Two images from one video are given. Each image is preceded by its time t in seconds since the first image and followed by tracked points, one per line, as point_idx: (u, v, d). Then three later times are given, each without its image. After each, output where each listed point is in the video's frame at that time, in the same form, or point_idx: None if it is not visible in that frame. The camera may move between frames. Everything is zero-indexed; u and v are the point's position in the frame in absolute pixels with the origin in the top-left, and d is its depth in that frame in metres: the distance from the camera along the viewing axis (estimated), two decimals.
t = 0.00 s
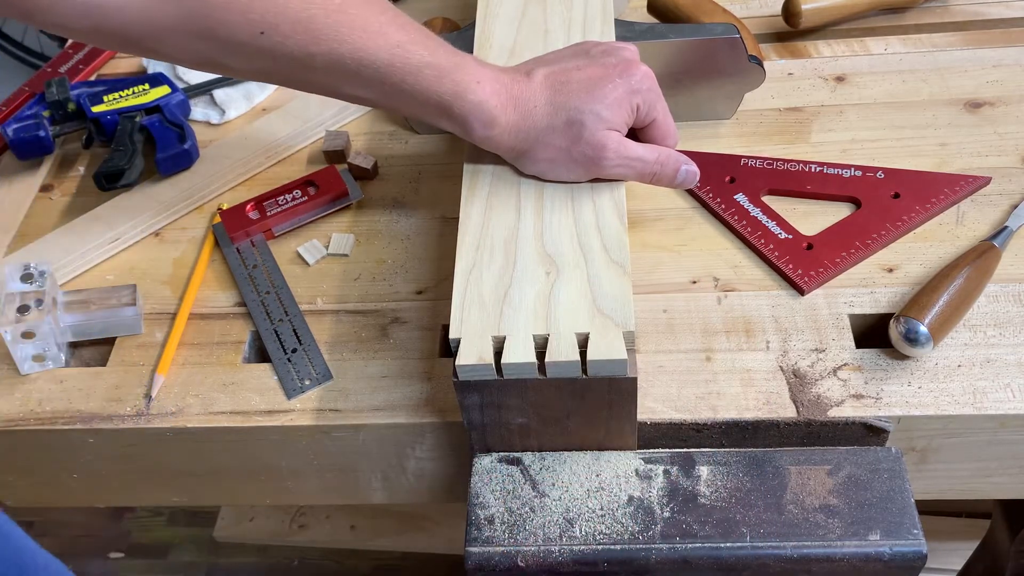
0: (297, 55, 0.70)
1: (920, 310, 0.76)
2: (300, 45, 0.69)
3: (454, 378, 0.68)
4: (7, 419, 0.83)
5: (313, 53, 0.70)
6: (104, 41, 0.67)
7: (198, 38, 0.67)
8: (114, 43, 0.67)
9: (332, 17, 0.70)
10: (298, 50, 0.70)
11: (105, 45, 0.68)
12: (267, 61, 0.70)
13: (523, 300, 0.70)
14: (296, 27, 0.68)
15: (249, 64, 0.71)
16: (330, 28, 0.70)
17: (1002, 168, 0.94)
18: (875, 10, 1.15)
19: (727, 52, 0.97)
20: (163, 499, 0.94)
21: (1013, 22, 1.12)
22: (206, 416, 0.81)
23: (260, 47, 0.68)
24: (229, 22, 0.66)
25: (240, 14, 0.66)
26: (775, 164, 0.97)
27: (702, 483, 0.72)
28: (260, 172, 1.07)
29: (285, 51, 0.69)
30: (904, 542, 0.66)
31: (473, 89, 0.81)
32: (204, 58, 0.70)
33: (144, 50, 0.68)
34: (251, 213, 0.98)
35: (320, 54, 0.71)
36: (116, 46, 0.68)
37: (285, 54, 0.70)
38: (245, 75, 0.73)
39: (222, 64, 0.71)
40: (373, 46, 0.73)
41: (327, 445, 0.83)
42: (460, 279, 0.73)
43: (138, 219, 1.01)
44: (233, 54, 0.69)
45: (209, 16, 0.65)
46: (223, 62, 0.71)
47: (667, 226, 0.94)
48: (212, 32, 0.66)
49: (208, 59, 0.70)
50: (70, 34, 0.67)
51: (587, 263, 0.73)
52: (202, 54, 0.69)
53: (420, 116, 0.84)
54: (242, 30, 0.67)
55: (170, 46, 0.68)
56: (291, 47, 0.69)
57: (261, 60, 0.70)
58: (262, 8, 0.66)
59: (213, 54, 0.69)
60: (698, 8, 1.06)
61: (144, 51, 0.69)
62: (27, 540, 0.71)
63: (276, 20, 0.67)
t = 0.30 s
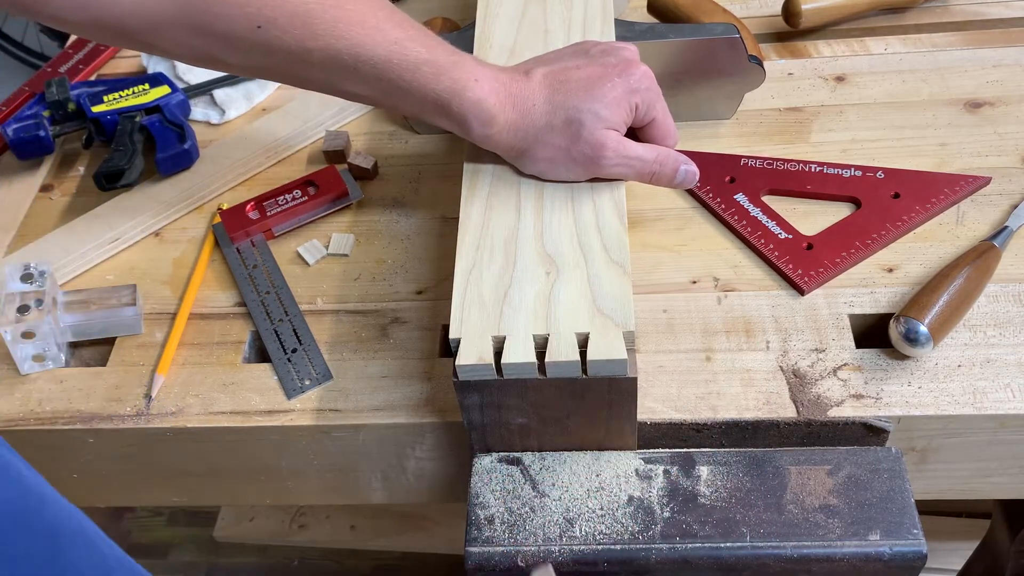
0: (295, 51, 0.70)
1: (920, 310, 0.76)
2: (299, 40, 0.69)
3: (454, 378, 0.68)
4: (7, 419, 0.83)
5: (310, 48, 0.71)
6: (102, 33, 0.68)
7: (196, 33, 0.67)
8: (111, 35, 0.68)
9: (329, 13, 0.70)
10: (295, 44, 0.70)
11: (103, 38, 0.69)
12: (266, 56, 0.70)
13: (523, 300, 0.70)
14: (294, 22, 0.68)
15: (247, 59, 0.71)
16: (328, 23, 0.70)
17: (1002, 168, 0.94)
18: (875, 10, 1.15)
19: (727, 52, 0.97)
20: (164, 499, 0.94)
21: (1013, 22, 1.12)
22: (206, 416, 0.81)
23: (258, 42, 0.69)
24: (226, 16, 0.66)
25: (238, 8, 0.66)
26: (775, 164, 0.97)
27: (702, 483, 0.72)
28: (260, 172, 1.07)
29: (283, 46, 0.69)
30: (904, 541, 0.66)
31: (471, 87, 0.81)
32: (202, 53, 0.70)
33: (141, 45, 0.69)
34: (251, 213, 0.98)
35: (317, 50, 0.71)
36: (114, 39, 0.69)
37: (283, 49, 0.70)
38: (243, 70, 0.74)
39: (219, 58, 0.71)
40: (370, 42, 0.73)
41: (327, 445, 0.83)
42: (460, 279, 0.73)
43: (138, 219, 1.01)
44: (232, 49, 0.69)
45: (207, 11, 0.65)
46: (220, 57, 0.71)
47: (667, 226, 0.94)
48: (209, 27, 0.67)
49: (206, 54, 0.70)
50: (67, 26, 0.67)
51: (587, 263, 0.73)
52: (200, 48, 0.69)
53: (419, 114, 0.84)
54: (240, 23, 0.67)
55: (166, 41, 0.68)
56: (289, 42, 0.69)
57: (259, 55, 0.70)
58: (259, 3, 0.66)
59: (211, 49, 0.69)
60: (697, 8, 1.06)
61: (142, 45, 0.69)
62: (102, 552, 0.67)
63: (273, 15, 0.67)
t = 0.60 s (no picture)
0: (300, 48, 0.70)
1: (920, 310, 0.76)
2: (305, 37, 0.69)
3: (454, 378, 0.68)
4: (7, 419, 0.83)
5: (316, 45, 0.70)
6: (107, 25, 0.68)
7: (201, 27, 0.67)
8: (117, 28, 0.68)
9: (338, 10, 0.70)
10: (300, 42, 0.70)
11: (108, 30, 0.69)
12: (271, 52, 0.70)
13: (523, 300, 0.70)
14: (301, 19, 0.68)
15: (253, 55, 0.71)
16: (334, 21, 0.70)
17: (1002, 168, 0.94)
18: (875, 10, 1.15)
19: (727, 52, 0.97)
20: (163, 499, 0.94)
21: (1012, 22, 1.12)
22: (206, 416, 0.81)
23: (264, 38, 0.69)
24: (232, 12, 0.66)
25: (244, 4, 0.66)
26: (775, 164, 0.97)
27: (702, 483, 0.72)
28: (260, 172, 1.07)
29: (289, 43, 0.69)
30: (904, 541, 0.66)
31: (474, 87, 0.81)
32: (208, 47, 0.70)
33: (147, 38, 0.69)
34: (251, 213, 0.98)
35: (324, 47, 0.71)
36: (122, 32, 0.69)
37: (289, 46, 0.70)
38: (249, 66, 0.74)
39: (225, 54, 0.71)
40: (377, 41, 0.73)
41: (327, 445, 0.83)
42: (460, 279, 0.73)
43: (137, 219, 1.01)
44: (237, 45, 0.69)
45: (213, 5, 0.65)
46: (227, 52, 0.71)
47: (667, 226, 0.94)
48: (217, 21, 0.67)
49: (212, 49, 0.70)
50: (72, 18, 0.67)
51: (587, 263, 0.73)
52: (206, 43, 0.69)
53: (421, 113, 0.84)
54: (245, 20, 0.67)
55: (172, 35, 0.68)
56: (295, 39, 0.69)
57: (264, 51, 0.70)
58: None
59: (218, 44, 0.69)
60: (697, 8, 1.06)
61: (148, 38, 0.69)
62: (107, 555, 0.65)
63: (282, 11, 0.67)
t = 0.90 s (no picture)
0: (300, 47, 0.70)
1: (920, 310, 0.76)
2: (306, 36, 0.69)
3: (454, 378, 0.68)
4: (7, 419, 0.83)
5: (317, 44, 0.70)
6: (109, 24, 0.68)
7: (202, 26, 0.67)
8: (119, 26, 0.68)
9: (339, 9, 0.70)
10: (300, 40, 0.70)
11: (111, 29, 0.69)
12: (272, 51, 0.70)
13: (523, 300, 0.70)
14: (303, 17, 0.68)
15: (254, 54, 0.71)
16: (335, 20, 0.70)
17: (1002, 168, 0.94)
18: (875, 10, 1.15)
19: (728, 52, 0.97)
20: (163, 499, 0.94)
21: (1012, 22, 1.12)
22: (206, 416, 0.81)
23: (264, 37, 0.69)
24: (232, 10, 0.66)
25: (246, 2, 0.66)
26: (775, 164, 0.97)
27: (702, 483, 0.72)
28: (260, 172, 1.07)
29: (290, 42, 0.69)
30: (904, 541, 0.66)
31: (475, 86, 0.81)
32: (209, 45, 0.70)
33: (148, 37, 0.69)
34: (251, 213, 0.98)
35: (325, 46, 0.71)
36: (124, 30, 0.69)
37: (289, 45, 0.70)
38: (249, 65, 0.74)
39: (226, 53, 0.71)
40: (378, 40, 0.73)
41: (328, 445, 0.83)
42: (460, 279, 0.73)
43: (137, 219, 1.01)
44: (238, 43, 0.69)
45: (215, 4, 0.65)
46: (227, 51, 0.71)
47: (666, 226, 0.94)
48: (218, 20, 0.67)
49: (212, 48, 0.70)
50: (75, 16, 0.68)
51: (587, 263, 0.73)
52: (206, 41, 0.69)
53: (421, 113, 0.84)
54: (245, 18, 0.67)
55: (173, 33, 0.68)
56: (296, 37, 0.69)
57: (266, 50, 0.70)
58: None
59: (219, 43, 0.69)
60: (698, 8, 1.06)
61: (149, 35, 0.69)
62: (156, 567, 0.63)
63: (283, 10, 0.67)
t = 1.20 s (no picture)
0: (291, 51, 0.70)
1: (920, 310, 0.76)
2: (295, 40, 0.70)
3: (455, 378, 0.68)
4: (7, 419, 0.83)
5: (306, 49, 0.71)
6: (97, 36, 0.68)
7: (191, 34, 0.67)
8: (106, 38, 0.68)
9: (327, 12, 0.70)
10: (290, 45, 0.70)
11: (97, 41, 0.69)
12: (263, 57, 0.71)
13: (523, 300, 0.70)
14: (290, 22, 0.68)
15: (244, 61, 0.71)
16: (324, 24, 0.70)
17: (1002, 168, 0.94)
18: (875, 10, 1.15)
19: (728, 52, 0.97)
20: (164, 499, 0.94)
21: (1012, 21, 1.12)
22: (206, 416, 0.81)
23: (254, 43, 0.69)
24: (222, 16, 0.66)
25: (232, 7, 0.66)
26: (775, 164, 0.97)
27: (702, 483, 0.72)
28: (260, 172, 1.07)
29: (279, 47, 0.70)
30: (904, 542, 0.66)
31: (470, 87, 0.81)
32: (197, 54, 0.70)
33: (137, 47, 0.69)
34: (251, 213, 0.98)
35: (314, 50, 0.71)
36: (111, 41, 0.69)
37: (280, 49, 0.70)
38: (239, 73, 0.74)
39: (217, 61, 0.71)
40: (367, 42, 0.74)
41: (328, 445, 0.83)
42: (460, 279, 0.73)
43: (137, 219, 1.01)
44: (228, 51, 0.70)
45: (203, 11, 0.65)
46: (217, 59, 0.71)
47: (667, 226, 0.93)
48: (206, 28, 0.67)
49: (202, 57, 0.71)
50: (62, 30, 0.67)
51: (587, 263, 0.73)
52: (195, 50, 0.69)
53: (416, 115, 0.84)
54: (235, 23, 0.67)
55: (162, 44, 0.68)
56: (285, 42, 0.69)
57: (255, 57, 0.70)
58: (255, 3, 0.66)
59: (209, 51, 0.69)
60: (697, 8, 1.06)
61: (136, 46, 0.69)
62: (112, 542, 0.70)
63: (269, 16, 0.67)
